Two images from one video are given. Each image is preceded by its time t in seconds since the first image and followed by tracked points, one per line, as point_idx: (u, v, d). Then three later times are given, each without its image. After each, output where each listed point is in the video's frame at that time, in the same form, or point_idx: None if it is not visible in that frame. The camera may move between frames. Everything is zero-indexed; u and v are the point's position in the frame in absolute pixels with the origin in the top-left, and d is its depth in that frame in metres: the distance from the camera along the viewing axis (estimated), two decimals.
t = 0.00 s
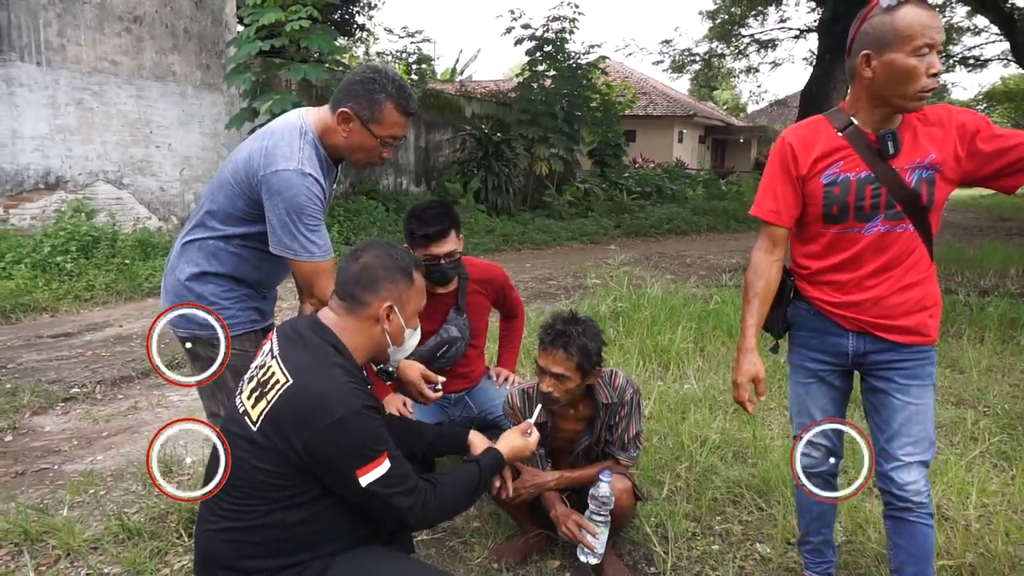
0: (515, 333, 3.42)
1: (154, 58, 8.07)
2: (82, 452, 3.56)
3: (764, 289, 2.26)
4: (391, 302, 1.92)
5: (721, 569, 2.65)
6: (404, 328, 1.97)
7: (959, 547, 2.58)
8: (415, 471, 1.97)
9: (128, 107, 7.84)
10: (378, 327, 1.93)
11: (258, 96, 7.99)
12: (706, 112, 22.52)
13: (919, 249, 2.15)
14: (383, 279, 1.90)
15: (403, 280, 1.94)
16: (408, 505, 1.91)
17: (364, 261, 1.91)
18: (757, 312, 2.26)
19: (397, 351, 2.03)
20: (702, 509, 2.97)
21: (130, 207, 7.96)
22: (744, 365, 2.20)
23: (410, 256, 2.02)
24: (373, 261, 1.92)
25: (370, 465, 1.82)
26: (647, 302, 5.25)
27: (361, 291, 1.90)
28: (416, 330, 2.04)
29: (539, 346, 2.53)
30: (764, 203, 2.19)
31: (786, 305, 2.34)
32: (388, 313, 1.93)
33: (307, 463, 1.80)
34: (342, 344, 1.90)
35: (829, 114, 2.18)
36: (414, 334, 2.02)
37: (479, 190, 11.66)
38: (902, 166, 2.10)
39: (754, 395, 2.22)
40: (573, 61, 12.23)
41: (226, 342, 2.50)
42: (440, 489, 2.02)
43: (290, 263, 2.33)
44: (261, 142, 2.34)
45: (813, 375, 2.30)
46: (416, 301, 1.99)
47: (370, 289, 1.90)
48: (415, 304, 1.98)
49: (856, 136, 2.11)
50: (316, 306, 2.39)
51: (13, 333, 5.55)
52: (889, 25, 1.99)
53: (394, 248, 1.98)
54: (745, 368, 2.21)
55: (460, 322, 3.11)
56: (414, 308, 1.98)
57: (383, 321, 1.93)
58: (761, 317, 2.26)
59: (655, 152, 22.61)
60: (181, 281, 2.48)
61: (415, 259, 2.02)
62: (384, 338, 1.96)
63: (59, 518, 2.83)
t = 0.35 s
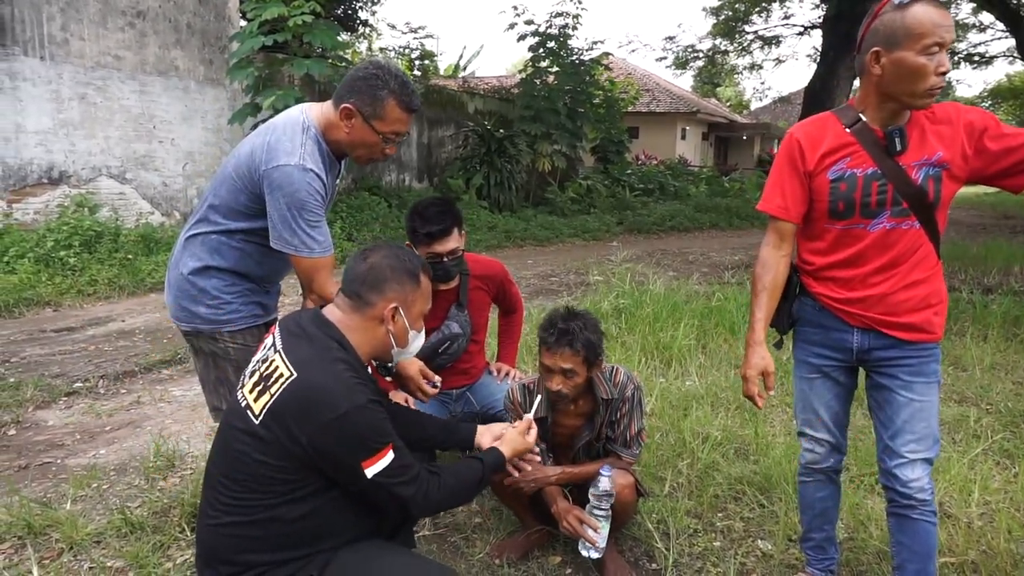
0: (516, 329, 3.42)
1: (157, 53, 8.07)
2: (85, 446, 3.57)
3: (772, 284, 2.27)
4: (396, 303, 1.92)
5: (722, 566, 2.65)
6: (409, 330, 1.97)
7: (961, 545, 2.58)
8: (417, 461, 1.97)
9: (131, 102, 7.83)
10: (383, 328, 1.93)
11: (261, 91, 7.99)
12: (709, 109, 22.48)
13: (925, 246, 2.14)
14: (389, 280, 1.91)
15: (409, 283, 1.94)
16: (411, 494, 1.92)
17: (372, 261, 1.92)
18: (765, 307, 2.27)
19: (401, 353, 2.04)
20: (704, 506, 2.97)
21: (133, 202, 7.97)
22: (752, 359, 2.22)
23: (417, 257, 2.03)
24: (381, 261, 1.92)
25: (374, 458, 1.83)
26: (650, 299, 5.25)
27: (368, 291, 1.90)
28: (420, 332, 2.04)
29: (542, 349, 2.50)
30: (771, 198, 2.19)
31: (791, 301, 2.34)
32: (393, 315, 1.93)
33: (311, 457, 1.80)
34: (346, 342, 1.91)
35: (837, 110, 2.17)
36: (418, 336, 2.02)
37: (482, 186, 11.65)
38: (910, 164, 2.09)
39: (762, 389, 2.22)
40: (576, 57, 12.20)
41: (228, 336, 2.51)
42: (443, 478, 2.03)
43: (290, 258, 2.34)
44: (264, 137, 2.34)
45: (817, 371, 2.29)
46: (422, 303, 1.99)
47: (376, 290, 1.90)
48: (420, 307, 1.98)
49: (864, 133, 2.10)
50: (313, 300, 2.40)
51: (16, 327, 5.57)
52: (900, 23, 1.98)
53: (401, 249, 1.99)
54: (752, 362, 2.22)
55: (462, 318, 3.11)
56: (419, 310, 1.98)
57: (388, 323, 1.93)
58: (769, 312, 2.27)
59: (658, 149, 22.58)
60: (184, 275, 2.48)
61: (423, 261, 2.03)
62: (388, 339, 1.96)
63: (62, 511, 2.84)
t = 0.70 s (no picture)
0: (513, 330, 3.43)
1: (154, 55, 8.06)
2: (84, 449, 3.57)
3: (770, 281, 2.28)
4: (397, 306, 1.93)
5: (721, 564, 2.66)
6: (409, 332, 1.98)
7: (959, 542, 2.59)
8: (419, 460, 1.97)
9: (128, 104, 7.83)
10: (381, 331, 1.94)
11: (258, 93, 7.98)
12: (706, 109, 22.50)
13: (922, 245, 2.15)
14: (389, 283, 1.91)
15: (409, 285, 1.95)
16: (412, 493, 1.93)
17: (373, 263, 1.93)
18: (763, 303, 2.28)
19: (402, 356, 2.04)
20: (702, 505, 2.98)
21: (130, 205, 7.97)
22: (750, 356, 2.23)
23: (418, 259, 2.04)
24: (382, 264, 1.93)
25: (377, 460, 1.83)
26: (647, 298, 5.25)
27: (367, 294, 1.91)
28: (420, 336, 2.04)
29: (546, 355, 2.50)
30: (771, 195, 2.20)
31: (788, 299, 2.35)
32: (393, 317, 1.93)
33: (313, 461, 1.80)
34: (347, 346, 1.91)
35: (839, 109, 2.18)
36: (418, 338, 2.03)
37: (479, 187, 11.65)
38: (910, 162, 2.10)
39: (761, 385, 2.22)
40: (572, 58, 12.21)
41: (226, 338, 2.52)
42: (445, 477, 2.04)
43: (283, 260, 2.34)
44: (259, 138, 2.35)
45: (815, 368, 2.30)
46: (422, 306, 1.99)
47: (376, 293, 1.91)
48: (420, 309, 1.99)
49: (864, 133, 2.11)
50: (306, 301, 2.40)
51: (13, 330, 5.57)
52: (907, 24, 1.98)
53: (402, 252, 2.00)
54: (751, 358, 2.23)
55: (459, 320, 3.13)
56: (419, 313, 1.99)
57: (388, 325, 1.94)
58: (767, 309, 2.28)
59: (655, 149, 22.61)
60: (180, 277, 2.48)
61: (423, 264, 2.04)
62: (388, 342, 1.96)
63: (61, 515, 2.84)
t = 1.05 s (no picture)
0: (513, 330, 3.43)
1: (153, 55, 8.06)
2: (82, 449, 3.56)
3: (770, 280, 2.28)
4: (397, 307, 1.93)
5: (720, 565, 2.65)
6: (409, 334, 1.98)
7: (958, 544, 2.59)
8: (420, 459, 1.97)
9: (127, 104, 7.82)
10: (381, 332, 1.94)
11: (258, 94, 7.98)
12: (706, 110, 22.51)
13: (920, 246, 2.15)
14: (389, 284, 1.91)
15: (410, 285, 1.95)
16: (413, 492, 1.92)
17: (373, 264, 1.93)
18: (763, 301, 2.27)
19: (403, 356, 2.04)
20: (700, 506, 2.98)
21: (129, 205, 7.96)
22: (749, 353, 2.22)
23: (419, 260, 2.04)
24: (382, 265, 1.93)
25: (377, 461, 1.83)
26: (647, 299, 5.25)
27: (367, 295, 1.91)
28: (421, 336, 2.04)
29: (542, 354, 2.49)
30: (774, 193, 2.20)
31: (787, 298, 2.35)
32: (393, 318, 1.93)
33: (313, 461, 1.80)
34: (348, 346, 1.91)
35: (842, 109, 2.18)
36: (418, 340, 2.03)
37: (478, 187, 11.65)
38: (910, 163, 2.10)
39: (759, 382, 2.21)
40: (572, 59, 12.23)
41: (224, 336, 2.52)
42: (448, 476, 2.03)
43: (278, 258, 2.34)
44: (258, 137, 2.35)
45: (813, 369, 2.30)
46: (422, 307, 1.99)
47: (376, 294, 1.91)
48: (421, 310, 1.99)
49: (866, 134, 2.11)
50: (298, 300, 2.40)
51: (11, 330, 5.56)
52: (907, 29, 1.98)
53: (403, 253, 2.00)
54: (751, 355, 2.22)
55: (458, 319, 3.13)
56: (420, 315, 1.98)
57: (388, 326, 1.93)
58: (766, 308, 2.27)
59: (654, 150, 22.61)
60: (179, 275, 2.48)
61: (424, 264, 2.03)
62: (389, 343, 1.96)
63: (59, 514, 2.84)
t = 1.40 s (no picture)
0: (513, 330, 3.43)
1: (152, 56, 8.05)
2: (82, 450, 3.57)
3: (766, 276, 2.29)
4: (395, 306, 1.92)
5: (720, 564, 2.65)
6: (409, 333, 1.97)
7: (958, 541, 2.59)
8: (419, 464, 1.97)
9: (126, 105, 7.82)
10: (380, 331, 1.93)
11: (256, 94, 7.97)
12: (705, 109, 22.50)
13: (915, 245, 2.14)
14: (386, 282, 1.91)
15: (408, 284, 1.94)
16: (412, 498, 1.92)
17: (371, 263, 1.93)
18: (759, 296, 2.28)
19: (402, 356, 2.03)
20: (701, 505, 2.98)
21: (128, 206, 7.96)
22: (744, 346, 2.22)
23: (419, 260, 2.03)
24: (379, 264, 1.93)
25: (375, 464, 1.83)
26: (646, 298, 5.25)
27: (366, 294, 1.91)
28: (421, 335, 2.04)
29: (554, 353, 2.47)
30: (773, 192, 2.23)
31: (783, 296, 2.35)
32: (392, 317, 1.93)
33: (313, 463, 1.80)
34: (347, 345, 1.91)
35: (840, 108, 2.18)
36: (418, 339, 2.02)
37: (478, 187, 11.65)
38: (902, 163, 2.08)
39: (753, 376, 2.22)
40: (571, 58, 12.23)
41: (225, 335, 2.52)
42: (447, 481, 2.03)
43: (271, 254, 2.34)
44: (255, 134, 2.35)
45: (809, 365, 2.30)
46: (421, 305, 1.99)
47: (374, 293, 1.90)
48: (419, 309, 1.98)
49: (862, 132, 2.11)
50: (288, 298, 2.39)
51: (11, 331, 5.56)
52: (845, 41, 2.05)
53: (401, 252, 2.00)
54: (745, 348, 2.22)
55: (458, 319, 3.13)
56: (418, 313, 1.98)
57: (387, 325, 1.93)
58: (762, 304, 2.28)
59: (654, 149, 22.61)
60: (180, 274, 2.49)
61: (422, 263, 2.03)
62: (388, 342, 1.96)
63: (59, 516, 2.84)
